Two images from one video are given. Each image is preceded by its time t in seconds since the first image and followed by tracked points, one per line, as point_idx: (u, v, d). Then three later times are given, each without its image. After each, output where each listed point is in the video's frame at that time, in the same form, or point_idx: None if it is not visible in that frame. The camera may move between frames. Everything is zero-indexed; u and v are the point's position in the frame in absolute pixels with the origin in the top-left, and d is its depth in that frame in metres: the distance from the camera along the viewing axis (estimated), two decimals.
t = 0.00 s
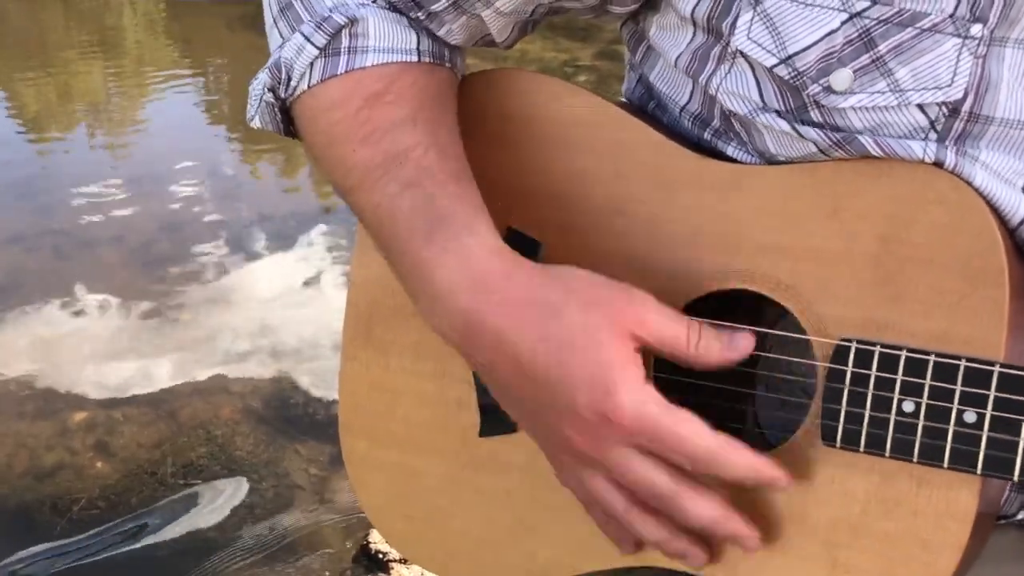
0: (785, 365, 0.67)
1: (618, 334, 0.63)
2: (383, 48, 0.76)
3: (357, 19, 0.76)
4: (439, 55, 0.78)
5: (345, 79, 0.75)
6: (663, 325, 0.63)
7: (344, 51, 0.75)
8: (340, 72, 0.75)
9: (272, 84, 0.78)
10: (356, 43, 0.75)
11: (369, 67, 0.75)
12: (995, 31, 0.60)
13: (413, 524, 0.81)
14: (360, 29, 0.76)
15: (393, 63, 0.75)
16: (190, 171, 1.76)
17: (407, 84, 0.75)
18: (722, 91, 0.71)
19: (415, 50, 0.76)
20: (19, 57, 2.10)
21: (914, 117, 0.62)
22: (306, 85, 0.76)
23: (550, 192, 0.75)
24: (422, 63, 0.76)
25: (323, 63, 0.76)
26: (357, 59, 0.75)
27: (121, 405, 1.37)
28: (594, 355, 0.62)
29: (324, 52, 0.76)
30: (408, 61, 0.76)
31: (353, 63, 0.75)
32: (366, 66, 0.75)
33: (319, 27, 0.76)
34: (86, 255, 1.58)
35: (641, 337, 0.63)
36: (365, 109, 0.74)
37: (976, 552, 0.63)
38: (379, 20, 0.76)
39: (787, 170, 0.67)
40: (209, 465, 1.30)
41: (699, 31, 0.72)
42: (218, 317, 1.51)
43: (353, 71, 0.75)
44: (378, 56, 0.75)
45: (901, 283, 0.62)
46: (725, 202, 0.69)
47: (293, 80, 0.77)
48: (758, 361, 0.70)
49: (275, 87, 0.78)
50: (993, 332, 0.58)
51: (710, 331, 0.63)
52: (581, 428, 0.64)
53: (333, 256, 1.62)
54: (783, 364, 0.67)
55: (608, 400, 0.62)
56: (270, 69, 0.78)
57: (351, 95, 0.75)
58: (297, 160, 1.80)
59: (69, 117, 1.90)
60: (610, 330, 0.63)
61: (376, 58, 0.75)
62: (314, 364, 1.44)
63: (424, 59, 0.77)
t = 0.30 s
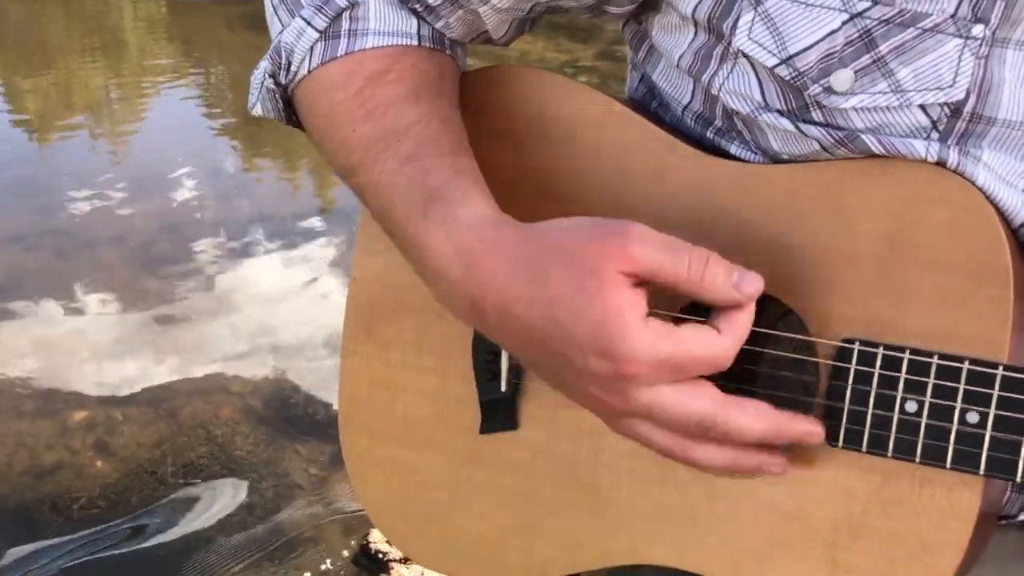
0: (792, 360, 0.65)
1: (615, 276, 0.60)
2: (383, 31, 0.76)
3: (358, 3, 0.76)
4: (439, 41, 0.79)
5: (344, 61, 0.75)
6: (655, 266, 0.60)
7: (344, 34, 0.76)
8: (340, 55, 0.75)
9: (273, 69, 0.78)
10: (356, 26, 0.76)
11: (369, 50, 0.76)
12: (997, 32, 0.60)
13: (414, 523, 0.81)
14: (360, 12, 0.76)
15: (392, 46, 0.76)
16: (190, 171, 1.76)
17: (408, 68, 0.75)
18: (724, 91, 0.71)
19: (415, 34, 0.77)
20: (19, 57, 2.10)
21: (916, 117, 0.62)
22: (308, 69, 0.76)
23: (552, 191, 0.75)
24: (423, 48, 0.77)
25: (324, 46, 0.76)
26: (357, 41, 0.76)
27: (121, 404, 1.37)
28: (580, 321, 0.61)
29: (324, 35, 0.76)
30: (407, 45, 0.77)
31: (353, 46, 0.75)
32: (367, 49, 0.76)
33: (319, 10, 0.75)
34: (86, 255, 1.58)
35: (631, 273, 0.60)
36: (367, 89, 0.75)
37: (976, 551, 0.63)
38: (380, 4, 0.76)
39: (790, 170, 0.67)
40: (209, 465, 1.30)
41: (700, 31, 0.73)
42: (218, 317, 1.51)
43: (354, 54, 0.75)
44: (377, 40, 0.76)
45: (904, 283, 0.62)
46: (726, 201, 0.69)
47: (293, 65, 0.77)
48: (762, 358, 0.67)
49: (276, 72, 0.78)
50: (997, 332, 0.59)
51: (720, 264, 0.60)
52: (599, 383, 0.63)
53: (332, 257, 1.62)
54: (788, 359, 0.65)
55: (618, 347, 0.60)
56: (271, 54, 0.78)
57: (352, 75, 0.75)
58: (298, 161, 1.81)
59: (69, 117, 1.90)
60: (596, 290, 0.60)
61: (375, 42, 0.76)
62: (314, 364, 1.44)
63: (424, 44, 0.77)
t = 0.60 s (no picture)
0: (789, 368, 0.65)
1: (637, 216, 0.57)
2: (388, 27, 0.76)
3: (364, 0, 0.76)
4: (443, 40, 0.78)
5: (350, 55, 0.75)
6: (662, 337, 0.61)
7: (349, 29, 0.75)
8: (345, 49, 0.75)
9: (278, 66, 0.78)
10: (362, 22, 0.75)
11: (374, 44, 0.75)
12: (995, 33, 0.60)
13: (415, 524, 0.81)
14: (366, 9, 0.76)
15: (397, 41, 0.76)
16: (189, 171, 1.76)
17: (411, 62, 0.75)
18: (723, 93, 0.71)
19: (419, 31, 0.77)
20: (19, 57, 2.10)
21: (914, 120, 0.63)
22: (312, 65, 0.76)
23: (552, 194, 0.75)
24: (426, 44, 0.77)
25: (328, 42, 0.76)
26: (363, 37, 0.75)
27: (121, 404, 1.37)
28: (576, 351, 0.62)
29: (329, 30, 0.75)
30: (413, 41, 0.76)
31: (358, 41, 0.75)
32: (372, 44, 0.75)
33: (325, 6, 0.75)
34: (86, 255, 1.58)
35: (656, 213, 0.57)
36: (371, 81, 0.74)
37: (977, 553, 0.63)
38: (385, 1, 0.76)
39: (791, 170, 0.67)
40: (210, 465, 1.30)
41: (699, 34, 0.73)
42: (218, 318, 1.51)
43: (359, 48, 0.75)
44: (383, 35, 0.75)
45: (904, 285, 0.62)
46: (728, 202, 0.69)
47: (298, 61, 0.77)
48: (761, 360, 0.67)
49: (281, 69, 0.78)
50: (995, 331, 0.59)
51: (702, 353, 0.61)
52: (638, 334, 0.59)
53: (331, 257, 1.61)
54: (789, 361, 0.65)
55: (652, 283, 0.56)
56: (277, 51, 0.78)
57: (355, 69, 0.75)
58: (299, 161, 1.81)
59: (69, 117, 1.90)
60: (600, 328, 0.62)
61: (381, 37, 0.75)
62: (314, 364, 1.44)
63: (428, 42, 0.77)
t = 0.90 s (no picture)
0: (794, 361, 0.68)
1: (629, 264, 0.61)
2: (385, 28, 0.76)
3: None
4: (439, 43, 0.78)
5: (345, 57, 0.75)
6: (684, 270, 0.61)
7: (345, 30, 0.75)
8: (340, 51, 0.75)
9: (272, 63, 0.78)
10: (357, 23, 0.75)
11: (369, 46, 0.75)
12: (1000, 24, 0.59)
13: (415, 527, 0.81)
14: (362, 9, 0.75)
15: (395, 43, 0.76)
16: (189, 171, 1.76)
17: (407, 65, 0.75)
18: (724, 87, 0.71)
19: (416, 34, 0.77)
20: (21, 57, 2.10)
21: (918, 113, 0.62)
22: (307, 64, 0.76)
23: (551, 197, 0.75)
24: (424, 46, 0.77)
25: (323, 42, 0.75)
26: (358, 38, 0.75)
27: (121, 404, 1.37)
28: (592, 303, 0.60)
29: (324, 31, 0.75)
30: (407, 44, 0.76)
31: (353, 43, 0.75)
32: (367, 45, 0.75)
33: (320, 6, 0.75)
34: (86, 255, 1.59)
35: (648, 270, 0.61)
36: (365, 81, 0.74)
37: (979, 556, 0.62)
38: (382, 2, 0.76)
39: (790, 172, 0.67)
40: (211, 465, 1.30)
41: (698, 27, 0.72)
42: (218, 318, 1.51)
43: (354, 49, 0.75)
44: (379, 36, 0.75)
45: (903, 290, 0.61)
46: (727, 205, 0.69)
47: (293, 60, 0.77)
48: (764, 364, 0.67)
49: (275, 66, 0.78)
50: (997, 337, 0.58)
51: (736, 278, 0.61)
52: (607, 365, 0.61)
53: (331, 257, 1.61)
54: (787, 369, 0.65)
55: (632, 333, 0.59)
56: (271, 49, 0.78)
57: (351, 69, 0.75)
58: (298, 161, 1.80)
59: (70, 117, 1.90)
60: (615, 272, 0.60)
61: (377, 38, 0.75)
62: (314, 365, 1.44)
63: (425, 44, 0.77)
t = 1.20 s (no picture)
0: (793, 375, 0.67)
1: (647, 275, 0.59)
2: (386, 34, 0.75)
3: (361, 5, 0.75)
4: (440, 50, 0.77)
5: (346, 63, 0.74)
6: (699, 286, 0.60)
7: (346, 35, 0.75)
8: (342, 57, 0.74)
9: (274, 71, 0.78)
10: (359, 28, 0.75)
11: (371, 52, 0.74)
12: (1003, 28, 0.59)
13: (415, 528, 0.81)
14: (363, 15, 0.75)
15: (397, 49, 0.75)
16: (189, 170, 1.76)
17: (410, 62, 0.74)
18: (727, 90, 0.71)
19: (418, 39, 0.76)
20: (21, 57, 2.10)
21: (921, 118, 0.62)
22: (307, 72, 0.76)
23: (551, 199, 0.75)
24: (425, 51, 0.76)
25: (325, 49, 0.75)
26: (359, 43, 0.74)
27: (121, 404, 1.37)
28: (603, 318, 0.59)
29: (326, 37, 0.75)
30: (409, 50, 0.75)
31: (355, 49, 0.74)
32: (369, 50, 0.74)
33: (321, 13, 0.75)
34: (86, 255, 1.58)
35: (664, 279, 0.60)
36: (372, 85, 0.73)
37: (979, 560, 0.62)
38: (383, 8, 0.75)
39: (792, 176, 0.67)
40: (211, 465, 1.30)
41: (700, 31, 0.72)
42: (218, 318, 1.50)
43: (355, 56, 0.74)
44: (381, 42, 0.75)
45: (904, 294, 0.61)
46: (728, 207, 0.69)
47: (293, 68, 0.76)
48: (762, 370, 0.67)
49: (277, 73, 0.78)
50: (997, 341, 0.58)
51: (745, 294, 0.62)
52: (616, 374, 0.60)
53: (331, 258, 1.61)
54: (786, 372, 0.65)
55: (641, 343, 0.59)
56: (273, 55, 0.77)
57: (355, 74, 0.74)
58: (297, 162, 1.80)
59: (70, 117, 1.90)
60: (631, 281, 0.59)
61: (379, 44, 0.75)
62: (315, 365, 1.44)
63: (427, 49, 0.76)
